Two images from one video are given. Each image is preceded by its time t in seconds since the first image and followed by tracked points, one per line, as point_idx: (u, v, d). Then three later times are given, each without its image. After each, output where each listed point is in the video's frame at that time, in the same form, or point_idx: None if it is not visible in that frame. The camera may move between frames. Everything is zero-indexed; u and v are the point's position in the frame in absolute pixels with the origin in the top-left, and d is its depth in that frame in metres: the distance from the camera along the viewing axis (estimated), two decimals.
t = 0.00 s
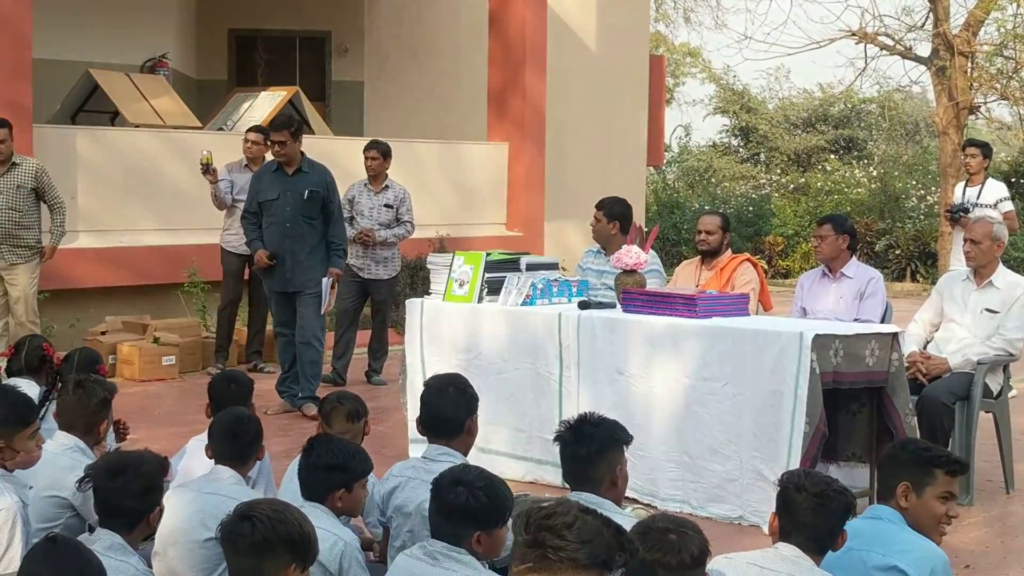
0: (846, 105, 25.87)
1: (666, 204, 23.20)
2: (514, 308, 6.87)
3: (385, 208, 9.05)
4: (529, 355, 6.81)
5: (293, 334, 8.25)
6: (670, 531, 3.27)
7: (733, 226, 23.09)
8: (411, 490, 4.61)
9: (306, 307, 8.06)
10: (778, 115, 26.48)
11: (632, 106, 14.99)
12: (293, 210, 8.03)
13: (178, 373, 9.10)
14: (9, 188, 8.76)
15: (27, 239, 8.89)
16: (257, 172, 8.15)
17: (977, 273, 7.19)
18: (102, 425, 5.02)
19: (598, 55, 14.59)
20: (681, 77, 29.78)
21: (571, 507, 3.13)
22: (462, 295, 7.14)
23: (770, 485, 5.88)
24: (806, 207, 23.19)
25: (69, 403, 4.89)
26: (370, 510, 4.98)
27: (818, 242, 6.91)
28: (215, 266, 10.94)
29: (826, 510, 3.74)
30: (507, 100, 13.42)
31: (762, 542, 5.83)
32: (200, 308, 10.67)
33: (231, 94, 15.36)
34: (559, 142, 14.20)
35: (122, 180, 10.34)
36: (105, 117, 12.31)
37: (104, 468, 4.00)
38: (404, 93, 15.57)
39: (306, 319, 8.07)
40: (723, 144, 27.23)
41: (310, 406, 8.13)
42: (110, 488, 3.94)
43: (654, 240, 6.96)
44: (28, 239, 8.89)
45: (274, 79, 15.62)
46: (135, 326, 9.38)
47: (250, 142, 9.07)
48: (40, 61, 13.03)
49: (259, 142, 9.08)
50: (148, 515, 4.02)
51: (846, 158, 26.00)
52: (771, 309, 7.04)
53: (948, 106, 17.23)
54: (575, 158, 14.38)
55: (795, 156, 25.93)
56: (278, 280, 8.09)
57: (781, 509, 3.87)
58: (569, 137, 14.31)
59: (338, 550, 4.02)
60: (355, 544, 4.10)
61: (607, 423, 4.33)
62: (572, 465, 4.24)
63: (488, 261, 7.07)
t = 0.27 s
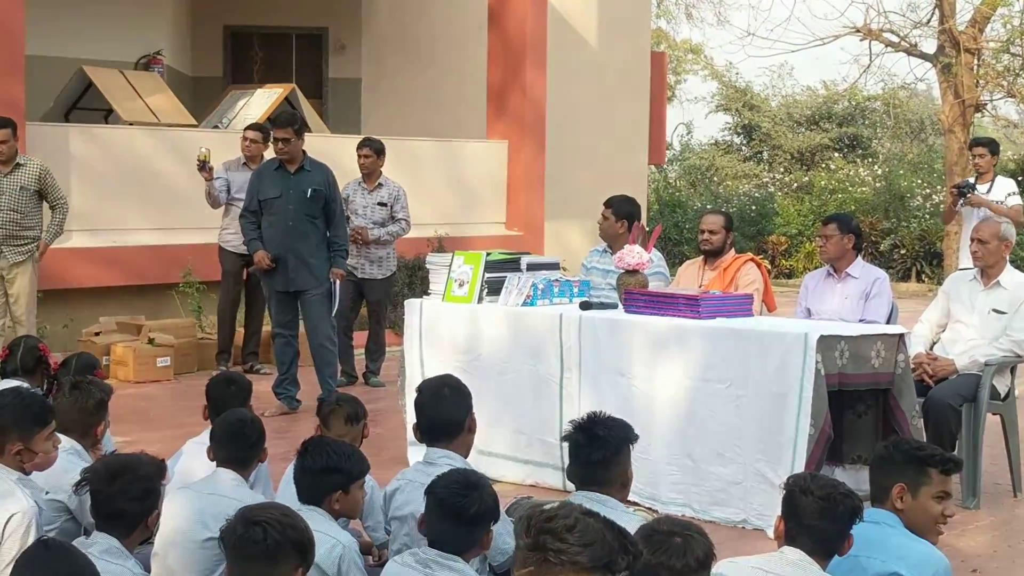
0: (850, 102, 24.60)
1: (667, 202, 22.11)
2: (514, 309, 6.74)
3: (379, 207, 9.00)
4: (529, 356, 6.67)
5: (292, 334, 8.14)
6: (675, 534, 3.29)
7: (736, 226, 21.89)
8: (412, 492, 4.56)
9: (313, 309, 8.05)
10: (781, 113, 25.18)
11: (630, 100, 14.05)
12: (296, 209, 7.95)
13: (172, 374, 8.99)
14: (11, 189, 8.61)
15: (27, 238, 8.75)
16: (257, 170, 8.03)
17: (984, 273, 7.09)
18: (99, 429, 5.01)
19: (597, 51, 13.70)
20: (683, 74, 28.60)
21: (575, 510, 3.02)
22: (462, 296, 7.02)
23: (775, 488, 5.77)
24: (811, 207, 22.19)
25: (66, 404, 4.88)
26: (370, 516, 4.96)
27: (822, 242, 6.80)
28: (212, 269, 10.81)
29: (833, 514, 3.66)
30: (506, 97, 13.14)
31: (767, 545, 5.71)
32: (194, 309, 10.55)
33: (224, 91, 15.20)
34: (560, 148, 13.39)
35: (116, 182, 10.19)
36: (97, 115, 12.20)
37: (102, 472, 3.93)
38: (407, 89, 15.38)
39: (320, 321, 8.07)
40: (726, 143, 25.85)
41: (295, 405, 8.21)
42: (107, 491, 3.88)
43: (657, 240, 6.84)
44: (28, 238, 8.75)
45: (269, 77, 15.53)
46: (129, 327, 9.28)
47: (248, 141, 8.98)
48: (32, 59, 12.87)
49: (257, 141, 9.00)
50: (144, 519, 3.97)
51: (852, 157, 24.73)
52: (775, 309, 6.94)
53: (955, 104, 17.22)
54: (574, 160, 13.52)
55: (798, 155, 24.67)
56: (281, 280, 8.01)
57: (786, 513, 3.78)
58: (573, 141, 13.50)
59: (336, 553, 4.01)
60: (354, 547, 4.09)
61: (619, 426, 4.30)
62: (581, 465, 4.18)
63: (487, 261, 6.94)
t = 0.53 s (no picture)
0: (861, 97, 24.20)
1: (673, 202, 21.47)
2: (515, 311, 6.52)
3: (372, 204, 8.76)
4: (531, 360, 6.44)
5: (291, 339, 7.85)
6: (683, 543, 3.15)
7: (743, 225, 21.17)
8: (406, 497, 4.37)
9: (317, 313, 7.85)
10: (791, 110, 24.85)
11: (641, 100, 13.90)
12: (304, 208, 7.75)
13: (164, 377, 8.81)
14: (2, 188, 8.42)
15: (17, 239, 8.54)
16: (264, 167, 7.85)
17: (1000, 274, 6.88)
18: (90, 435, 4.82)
19: (604, 45, 13.51)
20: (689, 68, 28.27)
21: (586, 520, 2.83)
22: (461, 298, 6.77)
23: (785, 496, 5.56)
24: (820, 205, 21.38)
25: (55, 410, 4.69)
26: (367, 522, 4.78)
27: (833, 242, 6.57)
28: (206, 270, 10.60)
29: (845, 524, 3.47)
30: (506, 92, 12.85)
31: (777, 555, 5.51)
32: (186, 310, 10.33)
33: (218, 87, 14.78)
34: (560, 138, 13.13)
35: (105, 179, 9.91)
36: (88, 110, 11.97)
37: (92, 479, 3.77)
38: (408, 81, 15.03)
39: (322, 325, 7.87)
40: (733, 139, 25.41)
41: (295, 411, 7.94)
42: (97, 500, 3.72)
43: (662, 240, 6.62)
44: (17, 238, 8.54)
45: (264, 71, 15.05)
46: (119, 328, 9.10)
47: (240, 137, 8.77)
48: (21, 52, 12.57)
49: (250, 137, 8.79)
50: (137, 528, 3.81)
51: (862, 154, 24.32)
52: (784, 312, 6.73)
53: (969, 100, 16.85)
54: (574, 155, 13.30)
55: (808, 152, 24.33)
56: (283, 281, 7.79)
57: (796, 521, 3.59)
58: (571, 135, 13.25)
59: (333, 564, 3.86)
60: (350, 557, 3.95)
61: (659, 443, 4.23)
62: (623, 480, 4.10)
63: (488, 262, 6.70)
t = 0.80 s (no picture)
0: (872, 93, 23.69)
1: (678, 201, 21.20)
2: (513, 312, 6.29)
3: (363, 201, 8.52)
4: (530, 363, 6.19)
5: (291, 343, 7.62)
6: (685, 552, 2.94)
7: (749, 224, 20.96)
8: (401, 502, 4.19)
9: (320, 316, 7.60)
10: (798, 105, 24.46)
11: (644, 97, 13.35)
12: (312, 208, 7.48)
13: (150, 383, 8.61)
14: None
15: None
16: (270, 163, 7.54)
17: (1014, 274, 6.63)
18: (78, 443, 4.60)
19: (606, 38, 12.97)
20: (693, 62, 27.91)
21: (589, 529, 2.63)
22: (458, 300, 6.55)
23: (793, 504, 5.35)
24: (830, 204, 20.90)
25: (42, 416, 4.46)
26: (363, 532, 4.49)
27: (842, 242, 6.35)
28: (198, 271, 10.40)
29: (854, 533, 3.35)
30: (505, 87, 12.33)
31: (785, 565, 5.29)
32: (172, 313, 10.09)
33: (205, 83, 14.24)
34: (560, 133, 12.57)
35: (89, 176, 9.61)
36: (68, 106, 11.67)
37: (76, 486, 3.59)
38: (400, 78, 14.62)
39: (325, 328, 7.61)
40: (738, 136, 25.35)
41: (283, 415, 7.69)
42: (80, 508, 3.55)
43: (666, 239, 6.42)
44: None
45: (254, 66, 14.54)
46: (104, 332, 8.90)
47: (225, 131, 8.58)
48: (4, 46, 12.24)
49: (234, 132, 8.59)
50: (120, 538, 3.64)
51: (873, 151, 23.63)
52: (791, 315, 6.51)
53: (982, 95, 16.57)
54: (576, 154, 12.74)
55: (816, 149, 23.76)
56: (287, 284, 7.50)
57: (804, 531, 3.46)
58: (570, 132, 12.67)
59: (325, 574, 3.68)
60: (343, 568, 3.77)
61: (685, 458, 4.10)
62: (649, 494, 3.97)
63: (485, 262, 6.49)
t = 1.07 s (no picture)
0: (896, 79, 23.27)
1: (688, 194, 20.18)
2: (512, 312, 5.88)
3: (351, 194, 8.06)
4: (532, 368, 5.77)
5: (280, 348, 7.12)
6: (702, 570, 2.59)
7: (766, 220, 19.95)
8: (388, 516, 3.81)
9: (313, 318, 7.08)
10: (817, 91, 23.67)
11: (647, 79, 12.49)
12: (310, 204, 6.94)
13: (124, 389, 8.20)
14: None
15: None
16: (271, 153, 7.02)
17: None
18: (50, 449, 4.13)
19: (611, 19, 12.10)
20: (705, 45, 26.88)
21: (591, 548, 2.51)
22: (454, 300, 6.12)
23: (814, 519, 4.92)
24: (852, 197, 20.51)
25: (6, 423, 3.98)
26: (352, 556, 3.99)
27: (864, 237, 5.88)
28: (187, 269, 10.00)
29: (879, 549, 3.12)
30: (504, 72, 11.64)
31: None
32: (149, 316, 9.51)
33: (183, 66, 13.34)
34: (562, 119, 11.79)
35: (60, 169, 8.95)
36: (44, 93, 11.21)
37: (43, 500, 3.22)
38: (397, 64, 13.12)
39: (315, 332, 7.09)
40: (754, 125, 24.26)
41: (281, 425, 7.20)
42: (53, 523, 3.18)
43: (677, 234, 6.01)
44: None
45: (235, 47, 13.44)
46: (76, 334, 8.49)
47: (203, 119, 8.22)
48: None
49: (212, 120, 8.22)
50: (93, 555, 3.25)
51: (897, 140, 23.24)
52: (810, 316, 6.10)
53: (1014, 81, 15.28)
54: (578, 143, 11.95)
55: (837, 138, 23.18)
56: (280, 283, 7.00)
57: (823, 549, 3.23)
58: (572, 120, 11.88)
59: None
60: None
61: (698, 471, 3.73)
62: (660, 507, 3.58)
63: (483, 260, 6.08)
